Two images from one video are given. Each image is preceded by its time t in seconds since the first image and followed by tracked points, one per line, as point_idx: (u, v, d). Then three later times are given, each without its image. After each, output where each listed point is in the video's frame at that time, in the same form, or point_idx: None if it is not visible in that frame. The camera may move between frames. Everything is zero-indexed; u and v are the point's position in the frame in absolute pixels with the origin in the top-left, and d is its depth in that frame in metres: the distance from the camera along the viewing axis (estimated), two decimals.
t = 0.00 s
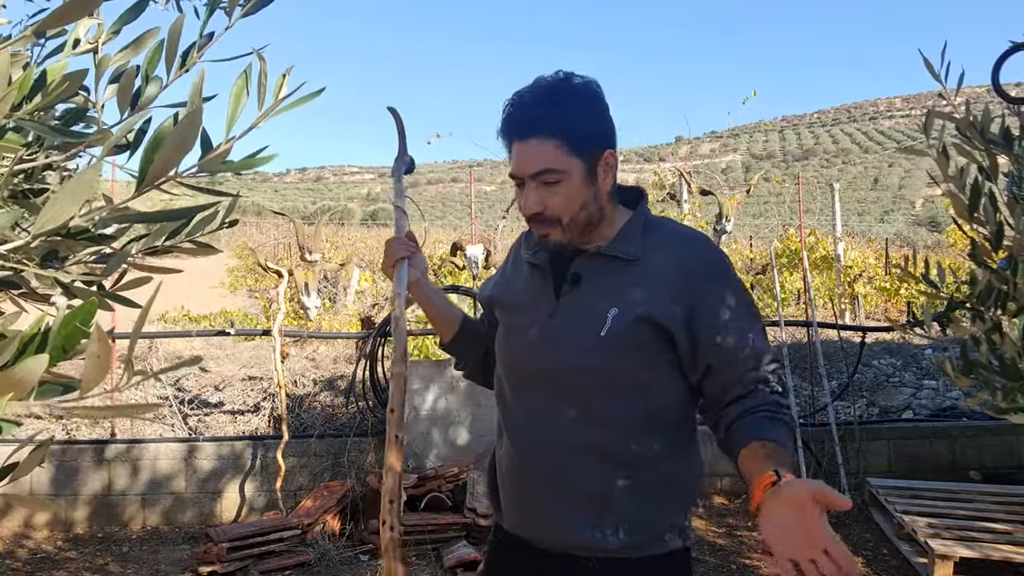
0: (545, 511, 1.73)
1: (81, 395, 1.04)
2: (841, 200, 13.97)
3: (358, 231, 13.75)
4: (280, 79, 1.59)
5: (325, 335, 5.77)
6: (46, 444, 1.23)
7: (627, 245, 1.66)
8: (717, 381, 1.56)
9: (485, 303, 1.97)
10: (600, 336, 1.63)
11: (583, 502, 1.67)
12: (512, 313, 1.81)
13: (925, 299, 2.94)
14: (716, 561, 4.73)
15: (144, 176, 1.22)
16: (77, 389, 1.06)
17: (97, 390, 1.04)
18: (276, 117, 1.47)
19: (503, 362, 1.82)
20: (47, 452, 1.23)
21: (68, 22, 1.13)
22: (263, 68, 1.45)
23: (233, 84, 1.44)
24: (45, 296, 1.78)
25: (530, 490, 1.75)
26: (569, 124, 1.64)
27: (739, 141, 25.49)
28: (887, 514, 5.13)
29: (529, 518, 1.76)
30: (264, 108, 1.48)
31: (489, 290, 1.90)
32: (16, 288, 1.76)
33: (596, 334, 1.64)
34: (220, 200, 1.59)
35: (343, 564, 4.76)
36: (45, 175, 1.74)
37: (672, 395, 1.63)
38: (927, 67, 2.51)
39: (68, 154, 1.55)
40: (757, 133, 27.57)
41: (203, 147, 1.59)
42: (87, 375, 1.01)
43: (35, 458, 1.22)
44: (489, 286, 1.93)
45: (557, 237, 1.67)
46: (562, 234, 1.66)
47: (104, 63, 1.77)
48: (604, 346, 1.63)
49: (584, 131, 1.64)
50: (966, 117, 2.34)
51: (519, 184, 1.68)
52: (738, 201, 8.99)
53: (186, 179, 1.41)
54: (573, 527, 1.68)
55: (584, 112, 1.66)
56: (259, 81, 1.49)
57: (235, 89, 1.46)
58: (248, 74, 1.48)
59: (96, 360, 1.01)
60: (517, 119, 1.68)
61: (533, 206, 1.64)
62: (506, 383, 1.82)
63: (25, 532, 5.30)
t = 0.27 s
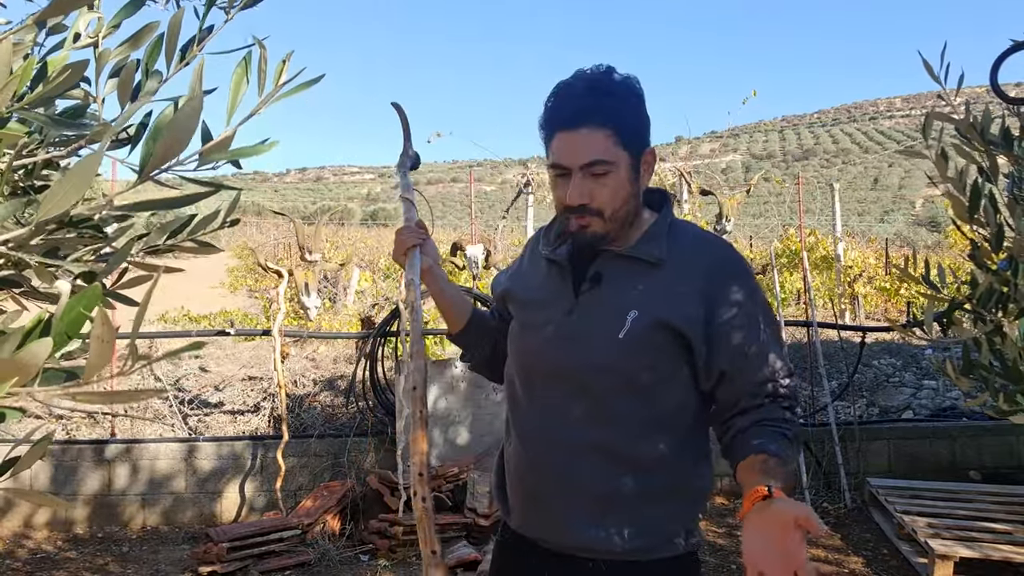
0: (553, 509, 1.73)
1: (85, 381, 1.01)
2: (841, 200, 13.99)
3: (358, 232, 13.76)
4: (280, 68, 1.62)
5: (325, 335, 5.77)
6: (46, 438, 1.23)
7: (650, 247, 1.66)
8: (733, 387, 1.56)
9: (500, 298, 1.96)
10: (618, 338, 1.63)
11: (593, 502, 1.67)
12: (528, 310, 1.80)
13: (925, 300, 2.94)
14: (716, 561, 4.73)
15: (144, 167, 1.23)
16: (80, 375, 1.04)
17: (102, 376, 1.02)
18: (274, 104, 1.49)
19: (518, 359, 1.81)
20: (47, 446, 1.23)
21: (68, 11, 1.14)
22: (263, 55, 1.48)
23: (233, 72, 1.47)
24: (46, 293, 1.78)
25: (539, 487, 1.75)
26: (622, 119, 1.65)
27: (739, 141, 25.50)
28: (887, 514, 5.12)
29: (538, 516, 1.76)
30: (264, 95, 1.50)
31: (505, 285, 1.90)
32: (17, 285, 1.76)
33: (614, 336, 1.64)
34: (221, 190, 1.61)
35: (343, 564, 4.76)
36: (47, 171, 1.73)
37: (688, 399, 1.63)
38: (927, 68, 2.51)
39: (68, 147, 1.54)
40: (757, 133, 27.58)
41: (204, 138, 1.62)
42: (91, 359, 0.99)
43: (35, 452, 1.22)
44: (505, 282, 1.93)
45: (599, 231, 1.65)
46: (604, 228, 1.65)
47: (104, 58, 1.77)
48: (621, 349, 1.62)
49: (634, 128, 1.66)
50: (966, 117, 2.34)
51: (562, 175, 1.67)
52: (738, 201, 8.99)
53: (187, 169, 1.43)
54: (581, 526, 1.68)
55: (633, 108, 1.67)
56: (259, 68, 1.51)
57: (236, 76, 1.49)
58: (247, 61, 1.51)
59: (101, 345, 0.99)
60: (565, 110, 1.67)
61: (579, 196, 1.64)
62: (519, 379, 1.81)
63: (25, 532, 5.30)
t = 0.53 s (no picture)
0: (553, 507, 1.73)
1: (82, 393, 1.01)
2: (841, 200, 14.00)
3: (358, 232, 13.76)
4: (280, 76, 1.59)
5: (325, 335, 5.77)
6: (47, 443, 1.22)
7: (654, 248, 1.66)
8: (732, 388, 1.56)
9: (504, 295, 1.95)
10: (620, 336, 1.62)
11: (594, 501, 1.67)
12: (530, 307, 1.80)
13: (925, 300, 2.93)
14: (716, 561, 4.73)
15: (144, 174, 1.22)
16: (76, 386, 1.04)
17: (98, 388, 1.01)
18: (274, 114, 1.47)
19: (519, 356, 1.81)
20: (47, 452, 1.22)
21: (68, 19, 1.13)
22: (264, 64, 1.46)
23: (233, 81, 1.45)
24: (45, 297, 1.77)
25: (540, 485, 1.75)
26: (649, 110, 1.65)
27: (739, 142, 25.52)
28: (887, 514, 5.11)
29: (540, 516, 1.76)
30: (265, 105, 1.48)
31: (509, 282, 1.90)
32: (17, 289, 1.76)
33: (616, 334, 1.63)
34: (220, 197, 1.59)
35: (343, 564, 4.75)
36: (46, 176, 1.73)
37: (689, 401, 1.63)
38: (927, 67, 2.51)
39: (66, 153, 1.54)
40: (757, 133, 27.59)
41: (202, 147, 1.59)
42: (87, 371, 0.98)
43: (36, 457, 1.22)
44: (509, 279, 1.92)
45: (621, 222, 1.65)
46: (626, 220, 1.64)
47: (103, 63, 1.77)
48: (623, 347, 1.62)
49: (660, 119, 1.66)
50: (965, 116, 2.34)
51: (590, 161, 1.65)
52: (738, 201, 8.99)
53: (186, 177, 1.42)
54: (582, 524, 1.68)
55: (657, 101, 1.67)
56: (259, 77, 1.49)
57: (235, 86, 1.46)
58: (248, 70, 1.49)
59: (97, 357, 0.98)
60: (590, 97, 1.66)
61: (608, 183, 1.63)
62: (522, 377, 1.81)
63: (24, 532, 5.29)
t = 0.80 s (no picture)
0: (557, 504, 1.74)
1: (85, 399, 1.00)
2: (840, 199, 14.01)
3: (358, 232, 13.76)
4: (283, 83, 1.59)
5: (325, 335, 5.77)
6: (45, 446, 1.21)
7: (651, 246, 1.65)
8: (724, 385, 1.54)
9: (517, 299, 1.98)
10: (615, 334, 1.62)
11: (593, 498, 1.67)
12: (536, 308, 1.82)
13: (925, 299, 2.93)
14: (716, 561, 4.73)
15: (147, 179, 1.22)
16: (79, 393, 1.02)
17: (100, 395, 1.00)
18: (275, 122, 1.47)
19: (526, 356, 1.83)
20: (45, 454, 1.22)
21: (70, 25, 1.13)
22: (265, 73, 1.46)
23: (234, 89, 1.45)
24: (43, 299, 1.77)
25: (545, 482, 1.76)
26: (650, 107, 1.66)
27: (739, 141, 25.53)
28: (886, 513, 5.10)
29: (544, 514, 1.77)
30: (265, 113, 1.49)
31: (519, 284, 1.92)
32: (15, 292, 1.76)
33: (610, 332, 1.63)
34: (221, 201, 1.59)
35: (343, 564, 4.74)
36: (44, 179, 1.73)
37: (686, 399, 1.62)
38: (927, 66, 2.50)
39: (67, 157, 1.54)
40: (757, 133, 27.60)
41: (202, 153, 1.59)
42: (91, 379, 0.97)
43: (34, 459, 1.22)
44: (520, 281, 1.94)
45: (624, 218, 1.65)
46: (630, 218, 1.64)
47: (104, 68, 1.77)
48: (618, 345, 1.62)
49: (659, 115, 1.67)
50: (965, 115, 2.34)
51: (594, 158, 1.65)
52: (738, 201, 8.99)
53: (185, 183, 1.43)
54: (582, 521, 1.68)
55: (658, 98, 1.68)
56: (261, 85, 1.49)
57: (237, 93, 1.47)
58: (248, 77, 1.49)
59: (101, 365, 0.96)
60: (590, 94, 1.67)
61: (611, 178, 1.63)
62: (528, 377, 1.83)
63: (24, 532, 5.29)
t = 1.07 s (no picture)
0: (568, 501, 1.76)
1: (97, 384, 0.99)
2: (840, 199, 14.02)
3: (358, 232, 13.77)
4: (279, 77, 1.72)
5: (325, 335, 5.77)
6: (46, 442, 1.22)
7: (651, 249, 1.65)
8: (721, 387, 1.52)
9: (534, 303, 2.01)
10: (614, 339, 1.63)
11: (600, 497, 1.68)
12: (546, 313, 1.84)
13: (925, 300, 2.93)
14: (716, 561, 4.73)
15: (150, 174, 1.24)
16: (89, 378, 1.02)
17: (112, 379, 0.99)
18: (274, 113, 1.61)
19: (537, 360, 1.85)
20: (47, 450, 1.22)
21: (75, 18, 1.14)
22: (266, 68, 1.59)
23: (236, 83, 1.59)
24: (43, 297, 1.78)
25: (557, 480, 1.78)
26: (642, 109, 1.66)
27: (739, 142, 25.53)
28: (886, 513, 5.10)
29: (558, 512, 1.79)
30: (266, 106, 1.63)
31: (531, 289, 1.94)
32: (16, 289, 1.76)
33: (610, 336, 1.64)
34: (221, 196, 1.61)
35: (343, 563, 4.74)
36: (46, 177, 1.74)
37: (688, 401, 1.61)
38: (928, 67, 2.51)
39: (70, 152, 1.54)
40: (757, 133, 27.59)
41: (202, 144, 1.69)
42: (103, 364, 0.96)
43: (36, 456, 1.22)
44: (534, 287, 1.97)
45: (623, 218, 1.64)
46: (628, 220, 1.64)
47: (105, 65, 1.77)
48: (617, 350, 1.62)
49: (651, 118, 1.67)
50: (965, 116, 2.34)
51: (589, 164, 1.66)
52: (737, 201, 8.99)
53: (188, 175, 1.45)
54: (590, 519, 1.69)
55: (649, 102, 1.68)
56: (260, 80, 1.62)
57: (238, 87, 1.60)
58: (248, 72, 1.61)
59: (113, 348, 0.96)
60: (582, 104, 1.68)
61: (607, 184, 1.63)
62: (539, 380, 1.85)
63: (24, 532, 5.28)
